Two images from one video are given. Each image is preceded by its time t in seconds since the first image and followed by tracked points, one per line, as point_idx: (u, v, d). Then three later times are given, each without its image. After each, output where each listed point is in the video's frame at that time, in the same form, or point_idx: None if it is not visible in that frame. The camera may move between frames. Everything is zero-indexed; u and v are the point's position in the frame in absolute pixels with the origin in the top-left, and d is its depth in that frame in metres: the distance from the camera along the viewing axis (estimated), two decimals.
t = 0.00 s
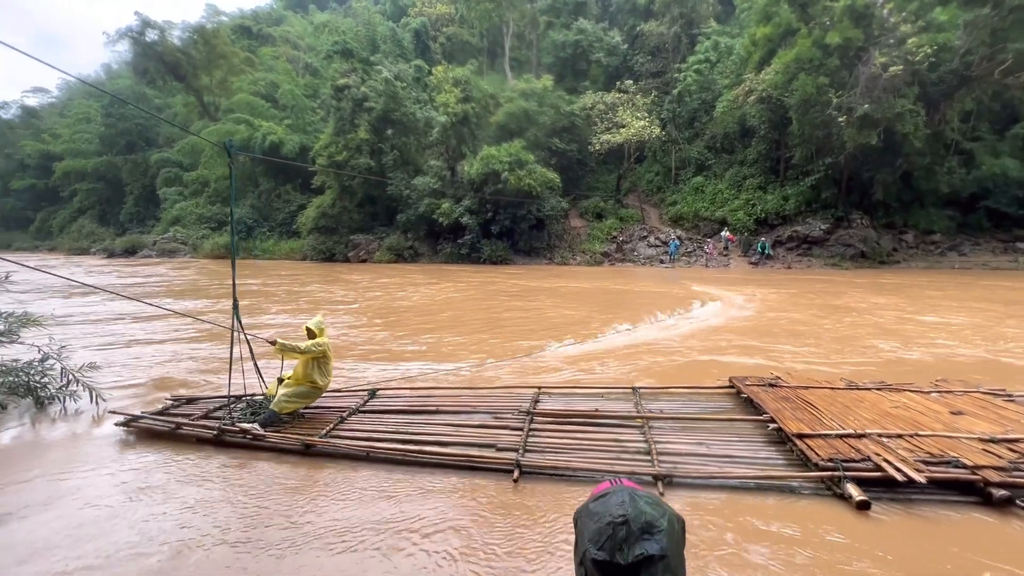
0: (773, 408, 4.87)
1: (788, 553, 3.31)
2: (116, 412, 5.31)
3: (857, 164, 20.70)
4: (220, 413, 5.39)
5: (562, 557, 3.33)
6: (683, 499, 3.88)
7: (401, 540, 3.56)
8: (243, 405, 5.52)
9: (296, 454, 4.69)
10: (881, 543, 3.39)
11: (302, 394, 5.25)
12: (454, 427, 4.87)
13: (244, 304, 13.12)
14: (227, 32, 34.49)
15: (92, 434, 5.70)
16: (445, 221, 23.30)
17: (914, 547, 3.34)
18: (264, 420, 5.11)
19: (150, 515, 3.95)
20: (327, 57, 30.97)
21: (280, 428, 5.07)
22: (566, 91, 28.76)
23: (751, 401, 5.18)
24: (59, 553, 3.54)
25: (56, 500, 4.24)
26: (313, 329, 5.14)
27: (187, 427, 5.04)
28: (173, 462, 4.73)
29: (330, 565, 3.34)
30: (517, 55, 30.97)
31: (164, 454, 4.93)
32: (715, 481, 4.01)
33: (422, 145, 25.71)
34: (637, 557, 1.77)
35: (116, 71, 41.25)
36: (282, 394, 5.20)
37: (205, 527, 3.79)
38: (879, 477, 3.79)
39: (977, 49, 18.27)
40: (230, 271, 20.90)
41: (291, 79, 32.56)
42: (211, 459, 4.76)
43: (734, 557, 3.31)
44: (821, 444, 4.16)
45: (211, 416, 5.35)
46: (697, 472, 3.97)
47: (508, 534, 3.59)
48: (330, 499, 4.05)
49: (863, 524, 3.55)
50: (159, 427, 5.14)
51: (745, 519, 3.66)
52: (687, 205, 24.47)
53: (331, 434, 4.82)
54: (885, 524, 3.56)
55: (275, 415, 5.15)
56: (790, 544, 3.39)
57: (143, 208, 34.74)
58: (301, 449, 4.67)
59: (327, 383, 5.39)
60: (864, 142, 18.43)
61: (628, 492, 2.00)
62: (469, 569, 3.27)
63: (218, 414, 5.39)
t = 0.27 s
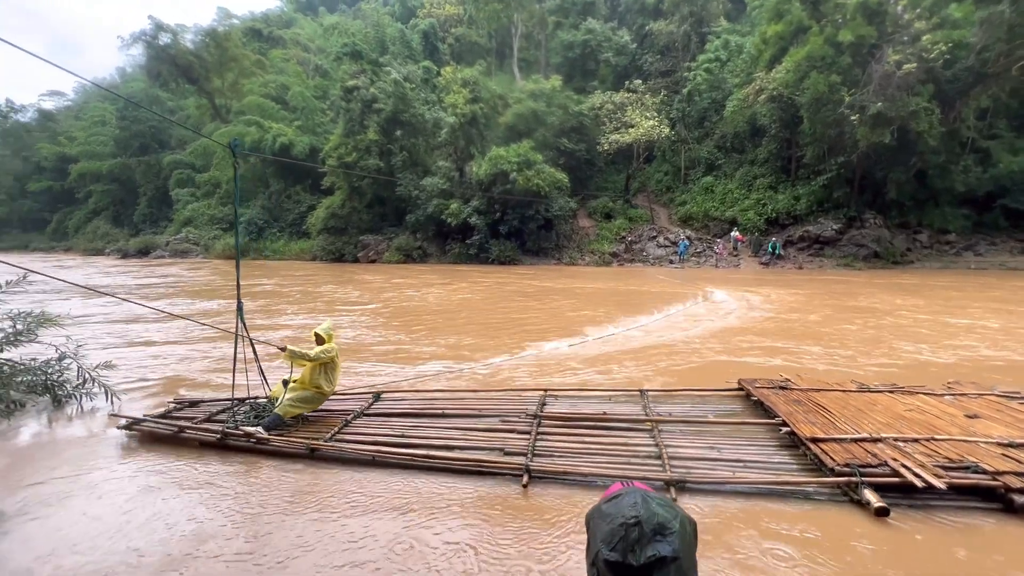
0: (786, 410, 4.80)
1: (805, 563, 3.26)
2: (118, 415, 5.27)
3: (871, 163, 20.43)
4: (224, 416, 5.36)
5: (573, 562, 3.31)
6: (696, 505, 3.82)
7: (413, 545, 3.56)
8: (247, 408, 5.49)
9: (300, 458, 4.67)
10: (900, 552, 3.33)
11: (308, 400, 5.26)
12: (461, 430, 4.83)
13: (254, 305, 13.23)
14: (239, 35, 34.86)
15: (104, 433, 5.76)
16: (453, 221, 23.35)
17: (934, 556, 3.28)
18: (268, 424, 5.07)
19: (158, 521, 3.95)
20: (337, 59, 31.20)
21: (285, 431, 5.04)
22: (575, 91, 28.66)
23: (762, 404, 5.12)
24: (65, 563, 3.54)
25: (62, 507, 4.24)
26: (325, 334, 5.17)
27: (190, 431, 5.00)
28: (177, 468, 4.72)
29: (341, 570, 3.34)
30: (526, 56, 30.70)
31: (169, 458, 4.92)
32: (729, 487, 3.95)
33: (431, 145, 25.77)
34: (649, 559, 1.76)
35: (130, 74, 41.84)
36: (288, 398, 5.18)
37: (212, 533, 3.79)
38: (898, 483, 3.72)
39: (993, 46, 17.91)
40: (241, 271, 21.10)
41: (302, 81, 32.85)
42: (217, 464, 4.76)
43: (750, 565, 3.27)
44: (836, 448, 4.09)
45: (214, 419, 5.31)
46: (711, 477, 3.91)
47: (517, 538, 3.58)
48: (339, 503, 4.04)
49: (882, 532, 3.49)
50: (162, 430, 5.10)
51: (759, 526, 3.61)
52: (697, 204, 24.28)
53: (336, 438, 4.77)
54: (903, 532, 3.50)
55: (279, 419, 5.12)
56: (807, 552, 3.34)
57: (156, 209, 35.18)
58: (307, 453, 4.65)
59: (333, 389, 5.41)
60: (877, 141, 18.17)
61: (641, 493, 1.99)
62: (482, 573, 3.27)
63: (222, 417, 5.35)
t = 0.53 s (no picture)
0: (800, 414, 4.71)
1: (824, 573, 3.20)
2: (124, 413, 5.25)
3: (887, 162, 20.07)
4: (228, 418, 5.32)
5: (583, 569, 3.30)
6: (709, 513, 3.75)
7: (424, 549, 3.55)
8: (251, 410, 5.45)
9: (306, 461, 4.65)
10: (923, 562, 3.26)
11: (315, 403, 5.23)
12: (468, 433, 4.79)
13: (266, 304, 13.35)
14: (253, 37, 35.29)
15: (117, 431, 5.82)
16: (463, 222, 23.38)
17: (957, 567, 3.21)
18: (273, 426, 4.99)
19: (167, 524, 3.95)
20: (349, 60, 31.42)
21: (290, 433, 5.00)
22: (585, 92, 28.54)
23: (774, 407, 5.03)
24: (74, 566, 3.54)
25: (68, 509, 4.23)
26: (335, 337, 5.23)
27: (193, 431, 4.97)
28: (181, 471, 4.69)
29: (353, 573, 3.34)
30: (537, 56, 30.70)
31: (173, 462, 4.89)
32: (744, 493, 3.87)
33: (441, 146, 25.82)
34: (666, 558, 1.74)
35: (147, 77, 42.53)
36: (294, 401, 5.15)
37: (221, 536, 3.78)
38: (918, 490, 3.63)
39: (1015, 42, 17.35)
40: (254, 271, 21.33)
41: (314, 83, 33.15)
42: (223, 466, 4.74)
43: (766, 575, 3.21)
44: (854, 454, 4.00)
45: (218, 420, 5.28)
46: (726, 483, 3.83)
47: (526, 544, 3.55)
48: (349, 506, 4.04)
49: (902, 541, 3.42)
50: (166, 430, 5.07)
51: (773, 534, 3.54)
52: (708, 205, 24.02)
53: (341, 441, 4.74)
54: (924, 541, 3.42)
55: (284, 421, 5.04)
56: (825, 562, 3.28)
57: (171, 210, 35.69)
58: (313, 455, 4.62)
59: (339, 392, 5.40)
60: (894, 139, 17.85)
61: (655, 492, 1.97)
62: None
63: (225, 419, 5.32)
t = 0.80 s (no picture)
0: (814, 418, 4.63)
1: None
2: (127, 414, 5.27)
3: (905, 161, 19.74)
4: (232, 419, 5.31)
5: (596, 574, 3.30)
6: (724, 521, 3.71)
7: (437, 552, 3.58)
8: (255, 410, 5.43)
9: (312, 464, 4.64)
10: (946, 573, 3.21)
11: (319, 403, 5.16)
12: (476, 435, 4.77)
13: (279, 303, 13.51)
14: (267, 39, 35.71)
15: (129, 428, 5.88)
16: (474, 222, 23.41)
17: None
18: (278, 428, 4.97)
19: (181, 523, 4.00)
20: (361, 61, 31.65)
21: (294, 435, 4.98)
22: (597, 91, 28.41)
23: (787, 411, 4.95)
24: (91, 563, 3.58)
25: (80, 508, 4.26)
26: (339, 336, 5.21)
27: (197, 433, 4.98)
28: (186, 473, 4.69)
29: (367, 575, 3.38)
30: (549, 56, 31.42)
31: (177, 464, 4.88)
32: (759, 500, 3.82)
33: (453, 146, 25.87)
34: (682, 557, 1.81)
35: (164, 79, 43.24)
36: (299, 402, 5.10)
37: (235, 537, 3.82)
38: (940, 498, 3.56)
39: None
40: (268, 271, 21.58)
41: (327, 83, 33.46)
42: (229, 468, 4.74)
43: None
44: (873, 460, 3.92)
45: (223, 421, 5.27)
46: (741, 490, 3.78)
47: (538, 547, 3.56)
48: (362, 507, 4.08)
49: (923, 551, 3.36)
50: (170, 432, 5.08)
51: (791, 543, 3.49)
52: (721, 205, 23.77)
53: (346, 443, 4.72)
54: (946, 550, 3.37)
55: (288, 421, 5.01)
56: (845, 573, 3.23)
57: (187, 210, 36.23)
58: (318, 458, 4.62)
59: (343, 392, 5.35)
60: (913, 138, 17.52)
61: (671, 492, 2.03)
62: None
63: (230, 420, 5.30)
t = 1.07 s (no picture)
0: (828, 423, 4.54)
1: None
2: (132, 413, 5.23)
3: (924, 160, 19.37)
4: (235, 418, 5.26)
5: None
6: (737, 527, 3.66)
7: (447, 553, 3.58)
8: (259, 410, 5.38)
9: (317, 464, 4.61)
10: None
11: (321, 402, 5.12)
12: (482, 438, 4.74)
13: (291, 302, 13.65)
14: (282, 40, 36.08)
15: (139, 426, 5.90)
16: (485, 221, 23.42)
17: None
18: (282, 427, 4.95)
19: (194, 519, 4.03)
20: (374, 62, 31.85)
21: (299, 435, 4.94)
22: (609, 90, 28.26)
23: (800, 415, 4.86)
24: (106, 557, 3.62)
25: (92, 505, 4.29)
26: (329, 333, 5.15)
27: (201, 431, 4.93)
28: (190, 473, 4.67)
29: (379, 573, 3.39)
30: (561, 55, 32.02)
31: (182, 463, 4.87)
32: (774, 507, 3.75)
33: (464, 146, 25.89)
34: (696, 559, 1.78)
35: (180, 80, 43.89)
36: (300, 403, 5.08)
37: (246, 535, 3.82)
38: (961, 506, 3.47)
39: None
40: (281, 270, 21.82)
41: (340, 84, 33.75)
42: (237, 467, 4.74)
43: None
44: (890, 467, 3.84)
45: (226, 421, 5.22)
46: (753, 496, 3.72)
47: (547, 549, 3.56)
48: (372, 506, 4.10)
49: (944, 562, 3.29)
50: (174, 430, 5.04)
51: (807, 552, 3.43)
52: (735, 204, 23.51)
53: (352, 443, 4.71)
54: (968, 561, 3.29)
55: (293, 422, 4.98)
56: None
57: (203, 209, 36.74)
58: (323, 458, 4.57)
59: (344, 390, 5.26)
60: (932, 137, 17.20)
61: (684, 493, 2.00)
62: None
63: (233, 419, 5.26)
